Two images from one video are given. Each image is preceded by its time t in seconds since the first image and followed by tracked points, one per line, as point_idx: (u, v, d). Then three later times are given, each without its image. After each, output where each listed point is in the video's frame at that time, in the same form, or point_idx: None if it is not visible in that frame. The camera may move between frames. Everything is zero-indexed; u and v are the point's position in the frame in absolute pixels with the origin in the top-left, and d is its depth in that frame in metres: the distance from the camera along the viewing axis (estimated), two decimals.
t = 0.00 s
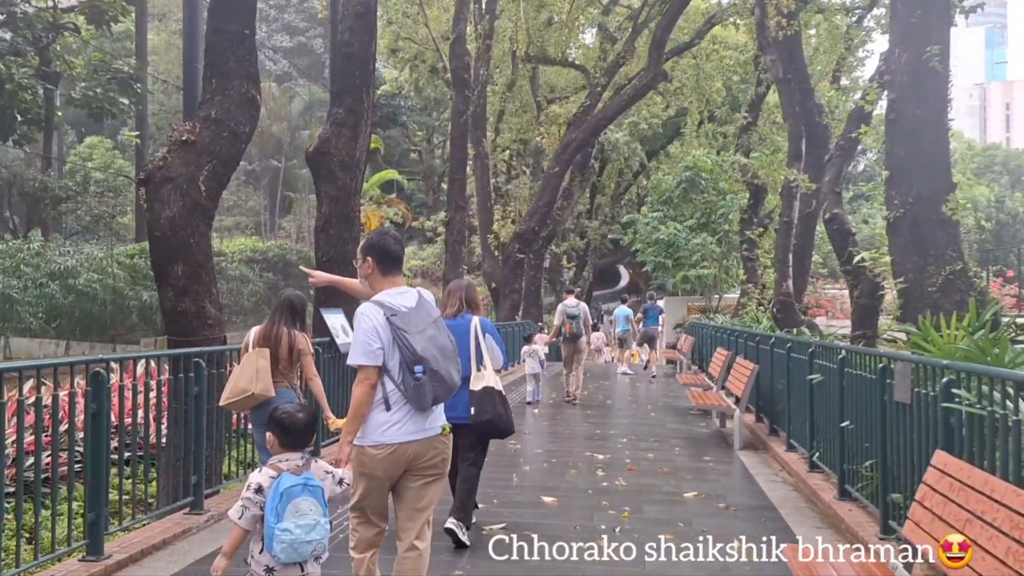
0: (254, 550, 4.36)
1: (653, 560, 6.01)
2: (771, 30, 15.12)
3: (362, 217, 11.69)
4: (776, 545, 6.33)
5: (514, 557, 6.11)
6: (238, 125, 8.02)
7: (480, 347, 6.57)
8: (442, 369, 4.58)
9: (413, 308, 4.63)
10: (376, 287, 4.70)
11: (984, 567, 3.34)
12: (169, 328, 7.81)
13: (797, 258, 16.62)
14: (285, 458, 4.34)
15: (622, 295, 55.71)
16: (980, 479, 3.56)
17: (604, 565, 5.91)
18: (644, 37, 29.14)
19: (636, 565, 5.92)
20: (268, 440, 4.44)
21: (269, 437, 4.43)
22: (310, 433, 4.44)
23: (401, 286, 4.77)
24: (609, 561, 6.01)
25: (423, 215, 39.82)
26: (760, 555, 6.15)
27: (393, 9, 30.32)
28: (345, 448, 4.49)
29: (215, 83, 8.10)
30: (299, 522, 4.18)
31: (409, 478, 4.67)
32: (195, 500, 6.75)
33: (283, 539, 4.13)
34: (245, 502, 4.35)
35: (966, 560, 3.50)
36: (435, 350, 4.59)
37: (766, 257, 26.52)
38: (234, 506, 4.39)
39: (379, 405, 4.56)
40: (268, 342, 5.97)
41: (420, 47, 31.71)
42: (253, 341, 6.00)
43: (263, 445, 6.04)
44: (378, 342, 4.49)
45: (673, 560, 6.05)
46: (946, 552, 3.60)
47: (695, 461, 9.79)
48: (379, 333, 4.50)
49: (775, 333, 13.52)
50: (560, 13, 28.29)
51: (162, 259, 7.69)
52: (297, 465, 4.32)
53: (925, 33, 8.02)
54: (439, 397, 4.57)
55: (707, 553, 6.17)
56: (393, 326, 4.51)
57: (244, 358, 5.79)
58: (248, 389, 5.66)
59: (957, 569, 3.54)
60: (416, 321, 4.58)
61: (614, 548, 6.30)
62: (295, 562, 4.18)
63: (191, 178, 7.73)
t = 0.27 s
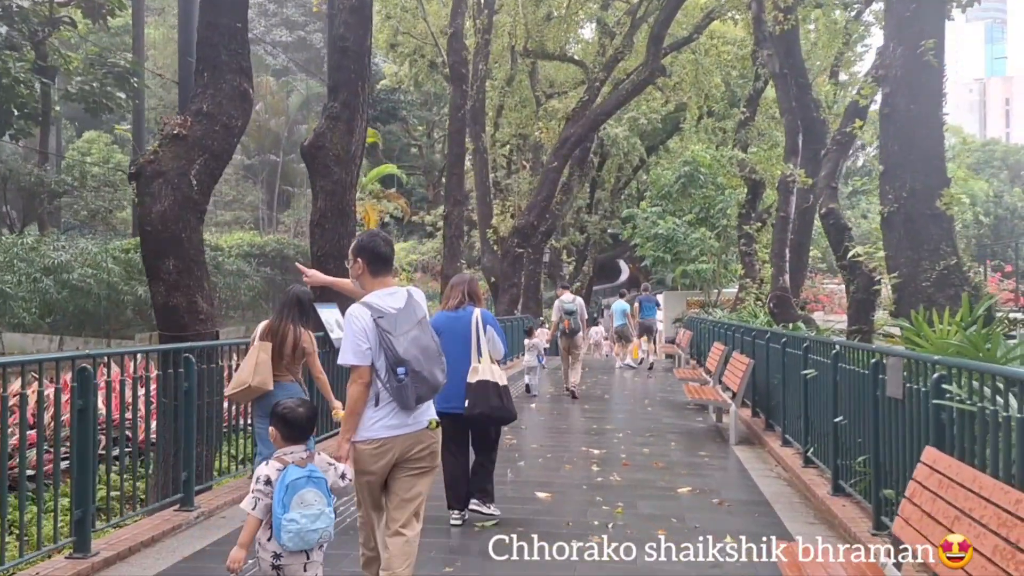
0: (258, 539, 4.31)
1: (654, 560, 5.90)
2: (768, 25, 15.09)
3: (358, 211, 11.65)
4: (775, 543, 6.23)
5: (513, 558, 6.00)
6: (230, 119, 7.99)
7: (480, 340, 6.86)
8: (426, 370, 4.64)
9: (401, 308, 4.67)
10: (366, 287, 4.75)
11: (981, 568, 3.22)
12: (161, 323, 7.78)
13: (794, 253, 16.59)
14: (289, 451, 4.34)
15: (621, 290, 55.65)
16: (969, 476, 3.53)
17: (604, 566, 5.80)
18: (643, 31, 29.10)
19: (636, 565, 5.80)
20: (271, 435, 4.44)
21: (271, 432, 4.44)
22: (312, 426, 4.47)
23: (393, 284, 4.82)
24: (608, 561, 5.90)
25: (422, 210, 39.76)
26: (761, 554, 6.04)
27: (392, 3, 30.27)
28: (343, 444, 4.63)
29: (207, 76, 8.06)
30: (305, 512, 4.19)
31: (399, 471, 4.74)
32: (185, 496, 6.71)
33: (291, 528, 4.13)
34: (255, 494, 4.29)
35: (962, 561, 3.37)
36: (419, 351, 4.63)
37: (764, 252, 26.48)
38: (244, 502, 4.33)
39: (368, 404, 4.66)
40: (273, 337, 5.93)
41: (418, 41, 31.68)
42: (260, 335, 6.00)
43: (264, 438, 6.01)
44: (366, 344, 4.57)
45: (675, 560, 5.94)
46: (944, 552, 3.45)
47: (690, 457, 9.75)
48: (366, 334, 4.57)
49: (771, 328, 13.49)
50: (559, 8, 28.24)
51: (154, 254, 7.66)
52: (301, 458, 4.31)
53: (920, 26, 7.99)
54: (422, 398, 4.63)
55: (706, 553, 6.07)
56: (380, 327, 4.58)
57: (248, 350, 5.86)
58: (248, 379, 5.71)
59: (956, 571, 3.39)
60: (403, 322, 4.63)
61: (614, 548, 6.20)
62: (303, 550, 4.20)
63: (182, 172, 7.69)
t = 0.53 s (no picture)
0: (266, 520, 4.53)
1: (653, 561, 5.88)
2: (767, 21, 15.04)
3: (354, 207, 11.60)
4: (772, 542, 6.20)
5: (514, 558, 5.96)
6: (224, 115, 7.95)
7: (490, 339, 7.10)
8: (405, 362, 4.82)
9: (385, 302, 4.87)
10: (357, 281, 4.97)
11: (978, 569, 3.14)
12: (154, 320, 7.75)
13: (792, 250, 16.54)
14: (298, 439, 4.54)
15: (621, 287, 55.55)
16: (959, 477, 3.50)
17: (604, 566, 5.77)
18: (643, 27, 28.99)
19: (636, 565, 5.77)
20: (281, 423, 4.63)
21: (281, 419, 4.62)
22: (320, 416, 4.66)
23: (383, 278, 5.01)
24: (609, 561, 5.87)
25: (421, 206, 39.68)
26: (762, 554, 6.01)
27: None
28: (336, 434, 4.88)
29: (200, 72, 8.02)
30: (312, 496, 4.38)
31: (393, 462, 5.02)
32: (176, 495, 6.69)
33: (298, 511, 4.33)
34: (262, 479, 4.49)
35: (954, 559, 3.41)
36: (397, 344, 4.81)
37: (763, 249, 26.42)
38: (250, 484, 4.52)
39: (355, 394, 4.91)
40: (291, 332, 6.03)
41: (418, 37, 31.61)
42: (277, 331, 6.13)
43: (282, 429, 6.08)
44: (350, 336, 4.79)
45: (673, 560, 5.92)
46: (944, 553, 3.35)
47: (687, 454, 9.73)
48: (350, 327, 4.79)
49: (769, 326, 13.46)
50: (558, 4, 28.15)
51: (147, 250, 7.63)
52: (309, 445, 4.54)
53: (917, 23, 7.93)
54: (400, 390, 4.82)
55: (706, 553, 6.04)
56: (362, 321, 4.79)
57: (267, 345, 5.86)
58: (272, 373, 5.67)
59: (956, 573, 3.30)
60: (384, 316, 4.82)
61: (614, 547, 6.16)
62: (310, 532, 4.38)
63: (175, 168, 7.66)
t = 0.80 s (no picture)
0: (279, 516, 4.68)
1: (653, 560, 5.86)
2: (762, 21, 14.99)
3: (346, 205, 11.56)
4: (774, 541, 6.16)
5: (513, 558, 5.92)
6: (214, 112, 7.91)
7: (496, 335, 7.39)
8: (402, 359, 4.91)
9: (386, 300, 4.97)
10: (361, 278, 5.09)
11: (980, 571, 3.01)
12: (143, 316, 7.70)
13: (787, 250, 16.53)
14: (303, 433, 4.69)
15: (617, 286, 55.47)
16: (945, 479, 3.48)
17: (603, 566, 5.74)
18: (639, 26, 28.95)
19: (635, 565, 5.74)
20: (286, 418, 4.79)
21: (288, 414, 4.80)
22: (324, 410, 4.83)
23: (387, 278, 5.13)
24: (609, 561, 5.84)
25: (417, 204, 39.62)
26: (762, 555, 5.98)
27: None
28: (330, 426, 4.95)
29: (191, 68, 7.96)
30: (322, 490, 4.52)
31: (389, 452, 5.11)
32: (163, 493, 6.66)
33: (309, 505, 4.47)
34: (273, 473, 4.60)
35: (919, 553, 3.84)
36: (396, 342, 4.90)
37: (758, 249, 26.43)
38: (261, 479, 4.63)
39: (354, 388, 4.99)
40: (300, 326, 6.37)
41: (414, 35, 31.55)
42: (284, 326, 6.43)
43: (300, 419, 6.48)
44: (351, 331, 4.89)
45: (669, 560, 5.89)
46: (944, 552, 3.22)
47: (679, 454, 9.70)
48: (351, 322, 4.90)
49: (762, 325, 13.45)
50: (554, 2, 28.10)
51: (135, 246, 7.58)
52: (315, 440, 4.66)
53: (910, 23, 7.89)
54: (395, 385, 4.89)
55: (706, 553, 6.01)
56: (364, 317, 4.89)
57: (278, 340, 6.17)
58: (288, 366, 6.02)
59: (953, 572, 3.16)
60: (385, 313, 4.92)
61: (614, 548, 6.13)
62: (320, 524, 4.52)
63: (164, 164, 7.61)
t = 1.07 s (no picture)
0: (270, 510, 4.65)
1: (653, 560, 5.83)
2: (757, 21, 14.97)
3: (340, 203, 11.50)
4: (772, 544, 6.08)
5: (513, 558, 5.88)
6: (206, 108, 7.85)
7: (502, 333, 7.63)
8: (424, 353, 5.18)
9: (409, 298, 5.26)
10: (376, 276, 5.31)
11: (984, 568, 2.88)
12: (133, 313, 7.65)
13: (782, 251, 16.50)
14: (293, 428, 4.66)
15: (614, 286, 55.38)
16: (936, 482, 3.44)
17: (604, 566, 5.72)
18: (637, 26, 28.97)
19: (635, 565, 5.72)
20: (279, 413, 4.74)
21: (280, 409, 4.74)
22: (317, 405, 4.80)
23: (401, 277, 5.38)
24: (609, 561, 5.82)
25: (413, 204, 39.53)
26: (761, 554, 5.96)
27: None
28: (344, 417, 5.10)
29: (183, 63, 7.91)
30: (307, 485, 4.55)
31: (396, 444, 5.33)
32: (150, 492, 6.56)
33: (294, 499, 4.50)
34: (264, 466, 4.63)
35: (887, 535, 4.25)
36: (422, 336, 5.18)
37: (754, 250, 26.40)
38: (253, 472, 4.63)
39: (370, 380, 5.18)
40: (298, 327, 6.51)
41: (412, 34, 31.49)
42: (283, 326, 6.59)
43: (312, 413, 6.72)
44: (373, 324, 5.12)
45: (670, 560, 5.87)
46: (943, 552, 3.10)
47: (672, 455, 9.65)
48: (374, 315, 5.13)
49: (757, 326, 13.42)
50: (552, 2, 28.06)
51: (125, 242, 7.53)
52: (304, 436, 4.65)
53: (905, 23, 7.86)
54: (418, 378, 5.14)
55: (706, 553, 5.99)
56: (387, 311, 5.14)
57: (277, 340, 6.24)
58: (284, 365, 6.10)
59: (954, 572, 3.05)
60: (408, 309, 5.19)
61: (614, 548, 6.12)
62: (301, 519, 4.56)
63: (155, 160, 7.56)
